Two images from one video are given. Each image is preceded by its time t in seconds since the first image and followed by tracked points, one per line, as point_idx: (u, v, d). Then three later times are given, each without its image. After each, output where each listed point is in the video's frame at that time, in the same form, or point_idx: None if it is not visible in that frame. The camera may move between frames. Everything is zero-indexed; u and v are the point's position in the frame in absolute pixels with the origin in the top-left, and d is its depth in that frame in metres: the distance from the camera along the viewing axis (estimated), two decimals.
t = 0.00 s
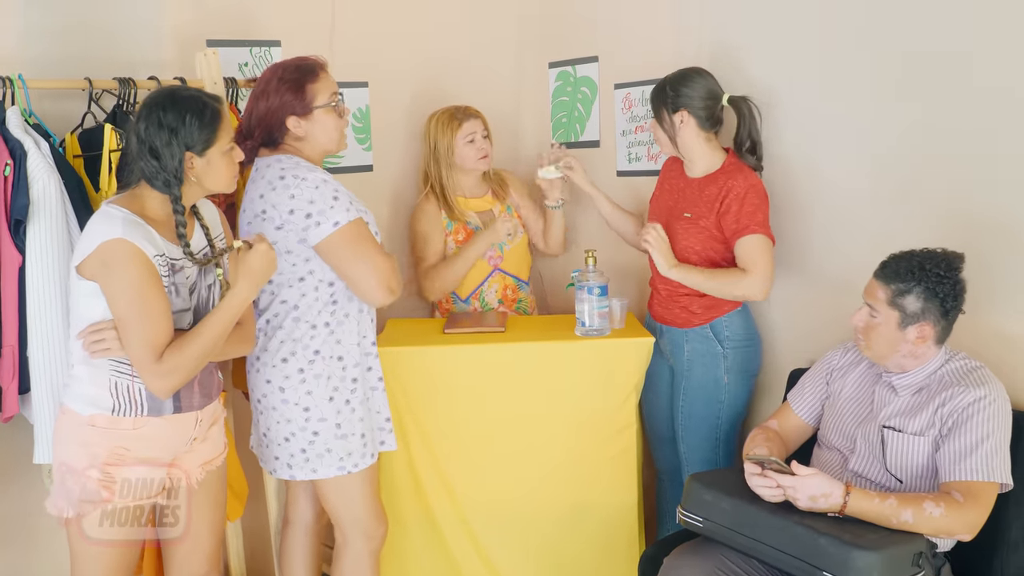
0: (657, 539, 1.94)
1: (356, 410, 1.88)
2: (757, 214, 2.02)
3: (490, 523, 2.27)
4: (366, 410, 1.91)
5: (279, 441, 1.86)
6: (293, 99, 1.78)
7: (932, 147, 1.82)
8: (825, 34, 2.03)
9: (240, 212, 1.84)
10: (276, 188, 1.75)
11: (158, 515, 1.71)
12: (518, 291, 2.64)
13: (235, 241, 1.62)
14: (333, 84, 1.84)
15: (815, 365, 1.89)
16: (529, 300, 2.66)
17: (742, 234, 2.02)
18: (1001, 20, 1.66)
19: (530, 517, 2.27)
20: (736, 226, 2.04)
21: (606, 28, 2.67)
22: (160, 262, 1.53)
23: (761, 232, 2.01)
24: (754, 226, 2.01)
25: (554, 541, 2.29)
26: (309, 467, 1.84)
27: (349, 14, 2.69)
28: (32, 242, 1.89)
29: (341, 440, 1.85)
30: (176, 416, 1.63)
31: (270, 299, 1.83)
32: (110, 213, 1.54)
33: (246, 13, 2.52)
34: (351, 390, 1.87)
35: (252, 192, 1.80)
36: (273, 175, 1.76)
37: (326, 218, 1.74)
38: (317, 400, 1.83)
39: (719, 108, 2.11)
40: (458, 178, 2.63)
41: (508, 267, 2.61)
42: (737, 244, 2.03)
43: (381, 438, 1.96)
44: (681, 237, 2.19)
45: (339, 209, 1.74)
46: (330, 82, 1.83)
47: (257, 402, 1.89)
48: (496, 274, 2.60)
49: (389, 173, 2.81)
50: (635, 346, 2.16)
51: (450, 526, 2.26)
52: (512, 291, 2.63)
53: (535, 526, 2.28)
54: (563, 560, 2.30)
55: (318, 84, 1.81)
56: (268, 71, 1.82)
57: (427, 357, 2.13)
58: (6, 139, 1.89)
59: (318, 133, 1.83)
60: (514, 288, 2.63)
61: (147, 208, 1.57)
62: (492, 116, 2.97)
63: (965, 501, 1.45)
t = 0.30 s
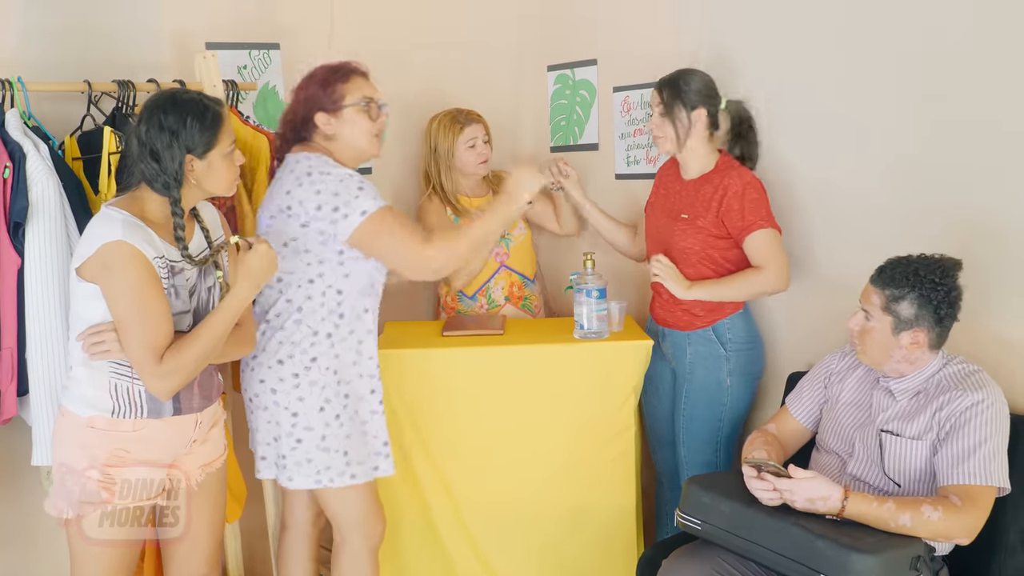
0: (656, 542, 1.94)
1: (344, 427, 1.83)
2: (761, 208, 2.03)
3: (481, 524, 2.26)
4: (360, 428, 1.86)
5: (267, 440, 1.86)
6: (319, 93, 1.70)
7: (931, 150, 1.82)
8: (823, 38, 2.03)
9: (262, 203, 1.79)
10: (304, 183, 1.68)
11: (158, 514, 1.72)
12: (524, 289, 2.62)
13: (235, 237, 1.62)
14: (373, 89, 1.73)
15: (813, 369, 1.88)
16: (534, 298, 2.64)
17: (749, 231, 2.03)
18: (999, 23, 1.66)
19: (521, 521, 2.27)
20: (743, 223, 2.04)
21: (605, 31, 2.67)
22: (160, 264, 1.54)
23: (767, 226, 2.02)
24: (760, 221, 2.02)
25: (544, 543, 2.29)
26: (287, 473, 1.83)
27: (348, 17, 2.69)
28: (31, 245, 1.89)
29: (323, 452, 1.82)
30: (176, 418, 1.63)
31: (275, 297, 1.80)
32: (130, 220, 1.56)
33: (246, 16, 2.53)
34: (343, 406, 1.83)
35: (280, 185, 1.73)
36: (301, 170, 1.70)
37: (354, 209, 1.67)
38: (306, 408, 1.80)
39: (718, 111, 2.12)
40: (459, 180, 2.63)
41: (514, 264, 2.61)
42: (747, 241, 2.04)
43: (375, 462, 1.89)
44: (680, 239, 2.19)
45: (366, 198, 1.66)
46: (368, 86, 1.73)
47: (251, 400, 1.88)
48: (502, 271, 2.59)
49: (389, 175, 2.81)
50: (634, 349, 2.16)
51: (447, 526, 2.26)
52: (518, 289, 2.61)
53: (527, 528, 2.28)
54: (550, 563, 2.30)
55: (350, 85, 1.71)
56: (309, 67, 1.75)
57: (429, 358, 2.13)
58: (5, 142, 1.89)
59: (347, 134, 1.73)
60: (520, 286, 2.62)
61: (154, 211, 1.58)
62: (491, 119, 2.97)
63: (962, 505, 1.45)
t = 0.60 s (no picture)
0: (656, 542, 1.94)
1: (343, 441, 1.83)
2: (757, 205, 2.06)
3: (473, 523, 2.26)
4: (363, 445, 1.87)
5: (259, 436, 1.83)
6: (392, 113, 1.70)
7: (930, 150, 1.81)
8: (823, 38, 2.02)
9: (306, 197, 1.72)
10: (367, 199, 1.64)
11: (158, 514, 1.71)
12: (524, 290, 2.60)
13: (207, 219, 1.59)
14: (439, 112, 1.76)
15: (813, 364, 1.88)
16: (533, 299, 2.63)
17: (748, 227, 2.06)
18: (998, 23, 1.65)
19: (513, 522, 2.27)
20: (740, 219, 2.07)
21: (604, 31, 2.67)
22: (127, 257, 1.52)
23: (765, 221, 2.05)
24: (758, 217, 2.05)
25: (534, 545, 2.28)
26: (276, 471, 1.83)
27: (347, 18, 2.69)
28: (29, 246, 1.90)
29: (316, 459, 1.82)
30: (165, 418, 1.62)
31: (305, 298, 1.75)
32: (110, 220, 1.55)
33: (244, 17, 2.53)
34: (347, 420, 1.83)
35: (337, 194, 1.67)
36: (365, 185, 1.65)
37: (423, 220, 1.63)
38: (311, 414, 1.80)
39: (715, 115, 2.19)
40: (456, 180, 2.63)
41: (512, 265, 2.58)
42: (744, 238, 2.07)
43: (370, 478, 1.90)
44: (678, 239, 2.19)
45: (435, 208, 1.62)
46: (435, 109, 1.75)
47: (251, 391, 1.84)
48: (500, 272, 2.56)
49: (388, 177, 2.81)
50: (633, 349, 2.16)
51: (444, 526, 2.25)
52: (516, 290, 2.59)
53: (517, 527, 2.27)
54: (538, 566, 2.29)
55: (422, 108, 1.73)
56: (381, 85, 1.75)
57: (436, 359, 2.13)
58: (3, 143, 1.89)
59: (409, 157, 1.74)
60: (518, 286, 2.59)
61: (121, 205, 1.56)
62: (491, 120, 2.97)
63: (960, 495, 1.44)
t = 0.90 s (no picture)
0: (655, 541, 1.93)
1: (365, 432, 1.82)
2: (743, 199, 2.07)
3: (488, 521, 2.26)
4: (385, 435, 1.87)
5: (280, 437, 1.80)
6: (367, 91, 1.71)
7: (931, 147, 1.80)
8: (823, 34, 2.01)
9: (300, 191, 1.74)
10: (350, 181, 1.66)
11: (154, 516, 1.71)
12: (516, 288, 2.60)
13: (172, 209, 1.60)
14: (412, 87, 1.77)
15: (813, 367, 1.87)
16: (527, 297, 2.62)
17: (733, 221, 2.06)
18: (998, 19, 1.65)
19: (527, 518, 2.26)
20: (727, 213, 2.07)
21: (604, 27, 2.66)
22: (90, 250, 1.53)
23: (750, 216, 2.06)
24: (744, 211, 2.06)
25: (548, 542, 2.28)
26: (301, 471, 1.81)
27: (346, 14, 2.69)
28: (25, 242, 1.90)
29: (342, 455, 1.80)
30: (150, 415, 1.62)
31: (314, 293, 1.75)
32: (80, 214, 1.55)
33: (244, 12, 2.52)
34: (367, 412, 1.82)
35: (323, 180, 1.69)
36: (349, 169, 1.68)
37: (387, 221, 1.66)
38: (334, 409, 1.78)
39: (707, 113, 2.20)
40: (451, 176, 2.63)
41: (505, 263, 2.58)
42: (730, 233, 2.07)
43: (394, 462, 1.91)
44: (665, 236, 2.19)
45: (402, 216, 1.66)
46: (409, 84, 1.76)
47: (269, 393, 1.81)
48: (492, 270, 2.57)
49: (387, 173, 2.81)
50: (633, 346, 2.15)
51: (447, 525, 2.25)
52: (509, 288, 2.59)
53: (531, 524, 2.27)
54: (558, 562, 2.29)
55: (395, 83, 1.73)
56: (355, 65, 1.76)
57: (440, 355, 2.13)
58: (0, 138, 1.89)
59: (387, 134, 1.75)
60: (511, 285, 2.59)
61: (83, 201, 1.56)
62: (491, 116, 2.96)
63: (985, 519, 1.42)
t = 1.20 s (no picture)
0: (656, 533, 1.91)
1: (344, 415, 1.85)
2: (743, 187, 2.09)
3: (489, 516, 2.26)
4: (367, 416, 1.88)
5: (269, 429, 1.88)
6: (307, 80, 1.76)
7: (932, 144, 1.80)
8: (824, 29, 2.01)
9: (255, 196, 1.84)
10: (288, 172, 1.74)
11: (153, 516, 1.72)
12: (515, 284, 2.59)
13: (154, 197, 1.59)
14: (356, 77, 1.80)
15: (810, 363, 1.85)
16: (526, 292, 2.61)
17: (732, 211, 2.08)
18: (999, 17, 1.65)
19: (528, 512, 2.27)
20: (726, 203, 2.09)
21: (604, 23, 2.66)
22: (72, 247, 1.52)
23: (750, 206, 2.08)
24: (743, 202, 2.07)
25: (552, 537, 2.29)
26: (285, 462, 1.86)
27: (345, 9, 2.68)
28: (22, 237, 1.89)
29: (324, 440, 1.85)
30: (146, 409, 1.62)
31: (273, 288, 1.82)
32: (57, 213, 1.54)
33: (243, 7, 2.52)
34: (345, 395, 1.85)
35: (267, 178, 1.78)
36: (287, 161, 1.75)
37: (340, 201, 1.72)
38: (308, 397, 1.83)
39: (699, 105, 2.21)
40: (449, 171, 2.62)
41: (503, 259, 2.58)
42: (730, 222, 2.09)
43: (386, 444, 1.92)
44: (668, 228, 2.18)
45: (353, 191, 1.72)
46: (352, 73, 1.80)
47: (254, 388, 1.90)
48: (491, 265, 2.56)
49: (386, 168, 2.81)
50: (632, 342, 2.16)
51: (446, 522, 2.25)
52: (508, 284, 2.58)
53: (532, 519, 2.28)
54: (565, 557, 2.30)
55: (336, 73, 1.77)
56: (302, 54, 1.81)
57: (428, 352, 2.12)
58: None
59: (329, 122, 1.79)
60: (509, 280, 2.58)
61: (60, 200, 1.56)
62: (490, 112, 2.96)
63: (983, 507, 1.42)
